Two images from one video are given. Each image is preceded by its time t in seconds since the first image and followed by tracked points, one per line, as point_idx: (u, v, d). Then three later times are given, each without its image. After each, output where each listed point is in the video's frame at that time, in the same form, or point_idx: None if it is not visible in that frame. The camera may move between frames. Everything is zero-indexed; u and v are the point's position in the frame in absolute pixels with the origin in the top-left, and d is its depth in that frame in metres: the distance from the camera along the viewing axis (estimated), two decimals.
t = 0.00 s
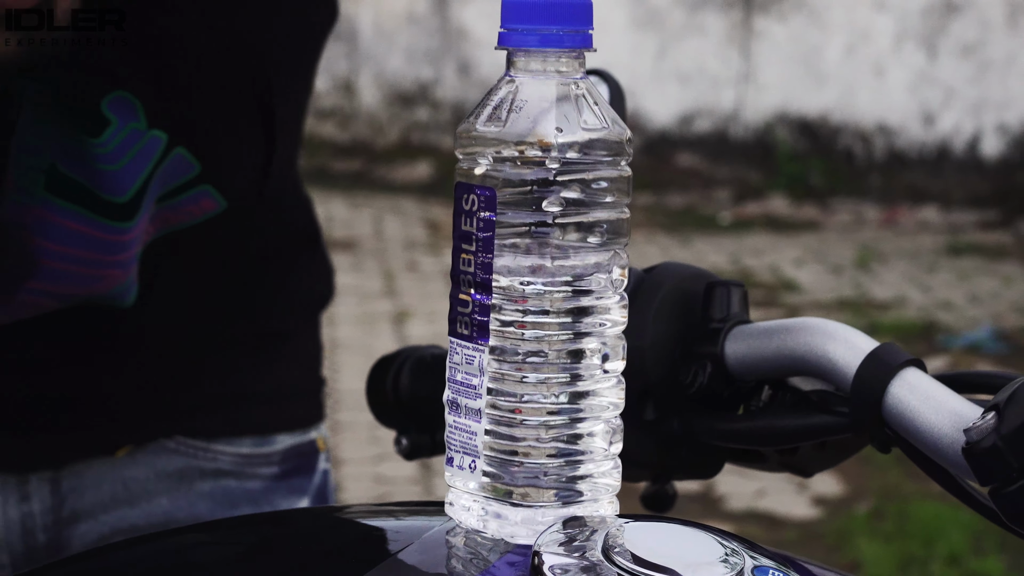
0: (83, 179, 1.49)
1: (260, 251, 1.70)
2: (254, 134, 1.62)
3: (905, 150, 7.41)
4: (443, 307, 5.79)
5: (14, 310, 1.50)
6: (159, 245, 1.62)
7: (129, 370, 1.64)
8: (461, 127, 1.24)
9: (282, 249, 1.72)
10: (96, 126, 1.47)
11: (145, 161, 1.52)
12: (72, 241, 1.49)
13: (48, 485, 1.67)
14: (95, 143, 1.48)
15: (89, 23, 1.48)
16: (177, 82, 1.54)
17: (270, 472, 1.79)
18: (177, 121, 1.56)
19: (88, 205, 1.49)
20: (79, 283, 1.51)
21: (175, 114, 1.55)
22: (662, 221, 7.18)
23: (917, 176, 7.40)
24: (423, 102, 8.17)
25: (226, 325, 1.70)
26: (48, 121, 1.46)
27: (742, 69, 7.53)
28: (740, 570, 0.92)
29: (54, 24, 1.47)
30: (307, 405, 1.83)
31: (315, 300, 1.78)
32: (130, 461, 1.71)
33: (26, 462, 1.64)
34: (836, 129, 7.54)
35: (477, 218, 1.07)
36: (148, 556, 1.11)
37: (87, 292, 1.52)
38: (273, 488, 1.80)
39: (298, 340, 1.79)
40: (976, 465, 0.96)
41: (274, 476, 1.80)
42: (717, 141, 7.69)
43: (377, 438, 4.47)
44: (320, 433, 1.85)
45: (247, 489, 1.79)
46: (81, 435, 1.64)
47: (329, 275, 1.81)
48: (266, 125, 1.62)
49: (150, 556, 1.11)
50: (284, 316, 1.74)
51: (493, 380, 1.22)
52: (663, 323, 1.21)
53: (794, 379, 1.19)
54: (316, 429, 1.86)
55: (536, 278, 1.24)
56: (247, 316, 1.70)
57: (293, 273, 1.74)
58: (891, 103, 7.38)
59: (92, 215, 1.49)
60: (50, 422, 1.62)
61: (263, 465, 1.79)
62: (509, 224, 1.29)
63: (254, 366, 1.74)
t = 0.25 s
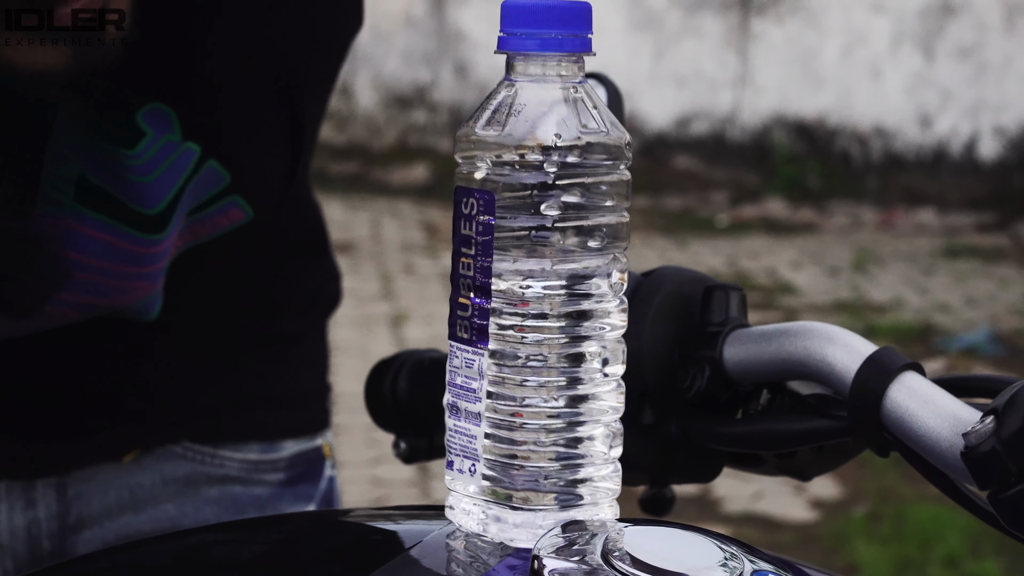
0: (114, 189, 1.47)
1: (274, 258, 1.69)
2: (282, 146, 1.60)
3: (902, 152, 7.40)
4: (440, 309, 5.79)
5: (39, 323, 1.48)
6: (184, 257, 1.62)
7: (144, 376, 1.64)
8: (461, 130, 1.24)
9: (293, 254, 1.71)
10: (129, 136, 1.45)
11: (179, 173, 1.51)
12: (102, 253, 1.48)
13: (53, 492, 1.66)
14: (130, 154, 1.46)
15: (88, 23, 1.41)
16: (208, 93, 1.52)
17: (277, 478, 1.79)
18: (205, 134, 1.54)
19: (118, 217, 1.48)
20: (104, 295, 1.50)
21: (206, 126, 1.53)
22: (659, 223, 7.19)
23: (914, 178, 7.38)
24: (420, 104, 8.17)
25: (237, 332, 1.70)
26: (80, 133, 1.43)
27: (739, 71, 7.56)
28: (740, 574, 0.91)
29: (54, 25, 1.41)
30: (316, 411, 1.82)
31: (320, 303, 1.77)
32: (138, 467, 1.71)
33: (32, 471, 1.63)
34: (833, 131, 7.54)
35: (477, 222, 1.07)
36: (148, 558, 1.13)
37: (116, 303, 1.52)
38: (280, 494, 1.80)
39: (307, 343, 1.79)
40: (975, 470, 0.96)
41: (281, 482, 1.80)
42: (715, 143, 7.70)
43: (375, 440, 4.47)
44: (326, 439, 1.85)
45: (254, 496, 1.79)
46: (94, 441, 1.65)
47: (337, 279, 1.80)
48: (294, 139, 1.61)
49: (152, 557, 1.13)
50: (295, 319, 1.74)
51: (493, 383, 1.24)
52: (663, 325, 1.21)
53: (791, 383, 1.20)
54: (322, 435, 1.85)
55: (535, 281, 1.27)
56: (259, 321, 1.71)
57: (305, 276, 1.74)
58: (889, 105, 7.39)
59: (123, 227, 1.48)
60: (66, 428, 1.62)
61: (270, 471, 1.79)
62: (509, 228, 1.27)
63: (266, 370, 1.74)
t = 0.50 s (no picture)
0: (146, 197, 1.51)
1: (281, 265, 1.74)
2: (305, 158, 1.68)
3: (901, 156, 7.40)
4: (439, 313, 5.79)
5: (70, 328, 1.53)
6: (206, 270, 1.67)
7: (156, 381, 1.66)
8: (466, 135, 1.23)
9: (299, 259, 1.77)
10: (167, 148, 1.51)
11: (211, 182, 1.56)
12: (133, 261, 1.52)
13: (61, 496, 1.69)
14: (164, 164, 1.51)
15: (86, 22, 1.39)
16: (240, 108, 1.58)
17: (279, 482, 1.85)
18: (237, 147, 1.60)
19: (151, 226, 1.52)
20: (132, 302, 1.55)
21: (237, 139, 1.59)
22: (657, 227, 7.19)
23: (912, 182, 7.39)
24: (419, 107, 8.17)
25: (245, 336, 1.74)
26: (117, 142, 1.47)
27: (738, 75, 7.58)
28: None
29: (54, 25, 1.38)
30: (315, 414, 1.89)
31: (320, 305, 1.83)
32: (145, 470, 1.74)
33: (41, 476, 1.65)
34: (832, 134, 7.55)
35: (482, 226, 1.07)
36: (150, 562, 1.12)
37: (143, 311, 1.56)
38: (283, 497, 1.86)
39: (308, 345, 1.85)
40: (978, 474, 0.96)
41: (283, 486, 1.85)
42: (713, 147, 7.73)
43: (374, 444, 4.47)
44: (326, 443, 1.91)
45: (257, 500, 1.84)
46: (105, 446, 1.68)
47: (334, 284, 1.86)
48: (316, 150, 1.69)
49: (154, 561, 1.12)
50: (298, 322, 1.80)
51: (499, 386, 1.23)
52: (665, 329, 1.21)
53: (795, 387, 1.19)
54: (321, 438, 1.91)
55: (540, 285, 1.26)
56: (264, 325, 1.76)
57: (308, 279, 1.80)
58: (887, 109, 7.39)
59: (155, 236, 1.52)
60: (79, 432, 1.64)
61: (274, 474, 1.84)
62: (515, 232, 1.26)
63: (269, 373, 1.79)
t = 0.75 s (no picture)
0: (155, 206, 1.55)
1: (290, 273, 1.81)
2: (315, 167, 1.70)
3: (900, 160, 7.40)
4: (439, 316, 5.79)
5: (79, 333, 1.58)
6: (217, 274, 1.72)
7: (165, 384, 1.72)
8: (469, 138, 1.24)
9: (309, 266, 1.84)
10: (173, 154, 1.53)
11: (216, 190, 1.59)
12: (139, 268, 1.57)
13: (70, 497, 1.74)
14: (171, 171, 1.54)
15: (87, 23, 1.30)
16: (249, 117, 1.61)
17: (289, 484, 1.91)
18: (245, 156, 1.63)
19: (157, 234, 1.56)
20: (140, 308, 1.59)
21: (245, 148, 1.63)
22: (656, 230, 7.19)
23: (911, 186, 7.39)
24: (418, 111, 8.18)
25: (254, 341, 1.81)
26: (125, 151, 1.51)
27: (737, 78, 7.61)
28: None
29: (55, 25, 1.31)
30: (327, 419, 1.94)
31: (333, 311, 1.89)
32: (152, 471, 1.80)
33: (50, 479, 1.70)
34: (831, 138, 7.56)
35: (485, 227, 1.07)
36: (149, 565, 1.12)
37: (151, 317, 1.61)
38: (293, 499, 1.91)
39: (318, 351, 1.90)
40: (977, 477, 0.97)
41: (292, 488, 1.91)
42: (712, 150, 7.74)
43: (374, 446, 4.47)
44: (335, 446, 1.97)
45: (267, 501, 1.90)
46: (114, 449, 1.72)
47: (346, 290, 1.92)
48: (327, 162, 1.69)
49: (153, 563, 1.12)
50: (306, 328, 1.86)
51: (501, 386, 1.23)
52: (664, 331, 1.22)
53: (795, 389, 1.19)
54: (331, 442, 1.96)
55: (542, 287, 1.26)
56: (273, 331, 1.82)
57: (315, 287, 1.86)
58: (887, 112, 7.39)
59: (161, 243, 1.56)
60: (89, 436, 1.69)
61: (283, 476, 1.90)
62: (517, 235, 1.25)
63: (276, 377, 1.84)
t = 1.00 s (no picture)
0: (155, 208, 1.56)
1: (295, 276, 1.82)
2: (318, 172, 1.70)
3: (899, 162, 7.40)
4: (437, 318, 5.79)
5: (77, 336, 1.58)
6: (218, 278, 1.71)
7: (166, 387, 1.71)
8: (471, 137, 1.25)
9: (315, 269, 1.84)
10: (172, 157, 1.53)
11: (215, 193, 1.59)
12: (139, 270, 1.57)
13: (77, 498, 1.75)
14: (169, 173, 1.54)
15: (88, 24, 1.23)
16: (250, 119, 1.62)
17: (297, 485, 1.92)
18: (244, 160, 1.64)
19: (157, 236, 1.56)
20: (138, 311, 1.59)
21: (245, 150, 1.64)
22: (655, 232, 7.19)
23: (910, 187, 7.38)
24: (417, 113, 8.19)
25: (260, 343, 1.81)
26: (124, 153, 1.52)
27: (735, 80, 7.63)
28: None
29: (54, 26, 1.24)
30: (335, 422, 1.95)
31: (342, 313, 1.91)
32: (160, 472, 1.80)
33: (58, 480, 1.71)
34: (829, 140, 7.56)
35: (486, 228, 1.07)
36: (150, 565, 1.12)
37: (149, 321, 1.60)
38: (300, 500, 1.92)
39: (326, 355, 1.92)
40: (977, 476, 0.97)
41: (300, 490, 1.92)
42: (711, 152, 7.76)
43: (372, 449, 4.47)
44: (343, 449, 1.98)
45: (274, 503, 1.90)
46: (118, 451, 1.73)
47: (354, 295, 1.93)
48: (329, 165, 1.71)
49: (154, 564, 1.12)
50: (313, 331, 1.87)
51: (502, 386, 1.23)
52: (665, 331, 1.22)
53: (794, 389, 1.20)
54: (339, 444, 1.98)
55: (544, 287, 1.24)
56: (281, 333, 1.83)
57: (324, 289, 1.87)
58: (885, 114, 7.40)
59: (160, 246, 1.56)
60: (92, 437, 1.69)
61: (290, 478, 1.91)
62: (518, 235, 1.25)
63: (286, 380, 1.86)
